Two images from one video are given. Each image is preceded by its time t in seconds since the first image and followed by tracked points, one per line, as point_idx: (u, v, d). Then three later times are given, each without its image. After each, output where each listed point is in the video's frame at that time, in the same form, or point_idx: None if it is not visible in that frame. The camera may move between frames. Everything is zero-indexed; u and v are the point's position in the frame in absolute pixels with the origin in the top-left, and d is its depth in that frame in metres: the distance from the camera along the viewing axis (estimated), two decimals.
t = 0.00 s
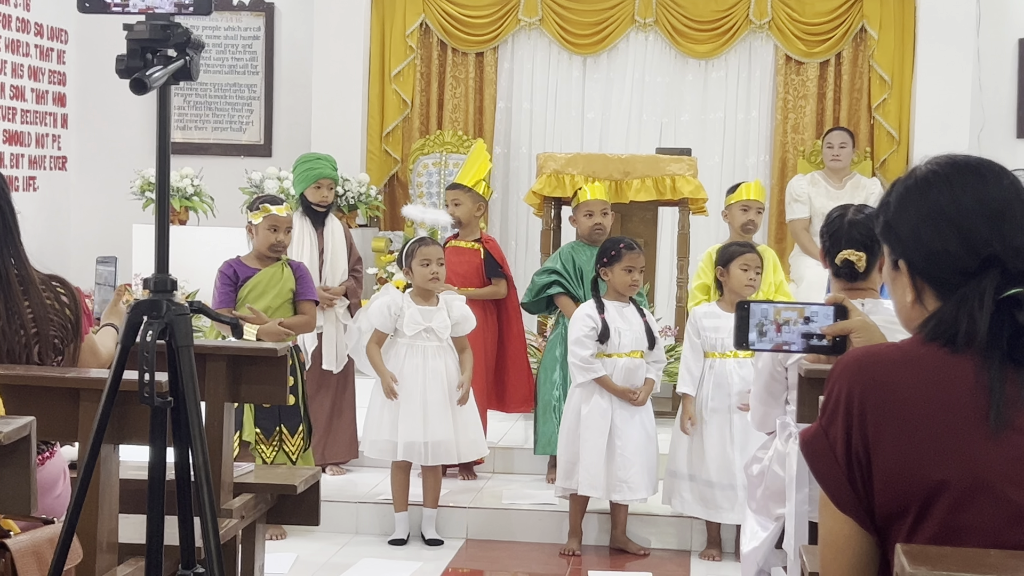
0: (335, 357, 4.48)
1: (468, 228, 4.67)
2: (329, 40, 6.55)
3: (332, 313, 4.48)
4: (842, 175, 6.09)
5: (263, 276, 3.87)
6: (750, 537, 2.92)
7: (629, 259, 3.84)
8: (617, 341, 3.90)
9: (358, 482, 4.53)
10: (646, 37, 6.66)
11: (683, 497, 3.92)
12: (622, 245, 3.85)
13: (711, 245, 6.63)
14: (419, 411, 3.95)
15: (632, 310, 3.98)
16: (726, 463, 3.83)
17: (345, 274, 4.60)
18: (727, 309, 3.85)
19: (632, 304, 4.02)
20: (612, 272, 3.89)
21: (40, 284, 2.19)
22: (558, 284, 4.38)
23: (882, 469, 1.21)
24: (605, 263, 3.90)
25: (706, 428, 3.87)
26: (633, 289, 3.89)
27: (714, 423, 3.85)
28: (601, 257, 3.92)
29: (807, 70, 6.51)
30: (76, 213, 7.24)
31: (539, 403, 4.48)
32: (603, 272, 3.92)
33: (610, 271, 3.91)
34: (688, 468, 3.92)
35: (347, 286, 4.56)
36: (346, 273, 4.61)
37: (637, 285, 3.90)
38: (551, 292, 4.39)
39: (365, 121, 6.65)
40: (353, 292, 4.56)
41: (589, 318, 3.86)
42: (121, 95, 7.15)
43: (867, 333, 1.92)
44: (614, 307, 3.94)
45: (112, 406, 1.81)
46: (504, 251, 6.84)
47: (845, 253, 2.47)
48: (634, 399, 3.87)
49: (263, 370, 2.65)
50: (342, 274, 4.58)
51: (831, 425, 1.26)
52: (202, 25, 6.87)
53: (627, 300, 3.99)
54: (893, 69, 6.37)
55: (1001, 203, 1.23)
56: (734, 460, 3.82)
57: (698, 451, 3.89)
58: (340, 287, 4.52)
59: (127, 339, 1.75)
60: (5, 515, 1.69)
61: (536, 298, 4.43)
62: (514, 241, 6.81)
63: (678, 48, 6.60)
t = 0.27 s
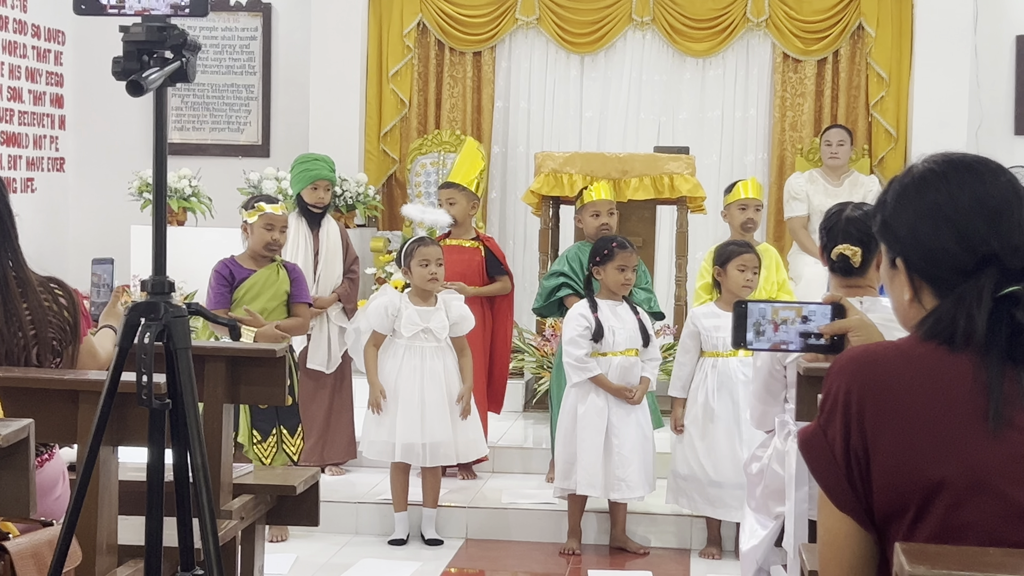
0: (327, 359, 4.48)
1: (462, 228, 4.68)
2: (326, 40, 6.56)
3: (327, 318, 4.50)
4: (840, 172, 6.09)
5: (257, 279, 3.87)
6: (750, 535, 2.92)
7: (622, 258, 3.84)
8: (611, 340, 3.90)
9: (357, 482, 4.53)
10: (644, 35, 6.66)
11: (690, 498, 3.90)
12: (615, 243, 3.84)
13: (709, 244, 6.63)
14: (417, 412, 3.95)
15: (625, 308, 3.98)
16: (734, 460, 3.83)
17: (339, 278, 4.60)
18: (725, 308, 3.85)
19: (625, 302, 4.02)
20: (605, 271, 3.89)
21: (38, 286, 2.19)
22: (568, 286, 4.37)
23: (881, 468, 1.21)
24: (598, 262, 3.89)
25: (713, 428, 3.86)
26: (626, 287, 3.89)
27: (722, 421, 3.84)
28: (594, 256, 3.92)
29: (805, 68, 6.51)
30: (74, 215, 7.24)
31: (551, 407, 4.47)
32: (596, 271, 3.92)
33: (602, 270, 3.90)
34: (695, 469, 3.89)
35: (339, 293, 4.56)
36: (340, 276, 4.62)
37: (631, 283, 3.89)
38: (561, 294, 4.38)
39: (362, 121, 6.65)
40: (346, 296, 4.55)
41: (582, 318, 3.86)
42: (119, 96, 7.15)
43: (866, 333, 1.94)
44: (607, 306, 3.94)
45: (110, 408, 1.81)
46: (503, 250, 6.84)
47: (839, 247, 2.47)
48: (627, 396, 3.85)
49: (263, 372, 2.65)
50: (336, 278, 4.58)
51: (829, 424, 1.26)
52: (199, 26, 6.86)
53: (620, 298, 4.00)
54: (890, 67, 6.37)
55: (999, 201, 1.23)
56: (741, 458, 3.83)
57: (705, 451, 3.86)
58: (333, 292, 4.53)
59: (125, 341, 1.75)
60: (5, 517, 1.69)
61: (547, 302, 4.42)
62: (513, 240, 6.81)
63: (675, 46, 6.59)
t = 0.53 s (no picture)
0: (324, 360, 4.48)
1: (458, 227, 4.68)
2: (323, 40, 6.55)
3: (325, 320, 4.50)
4: (837, 170, 6.09)
5: (260, 278, 3.87)
6: (749, 534, 2.92)
7: (615, 257, 3.84)
8: (605, 339, 3.90)
9: (356, 482, 4.53)
10: (640, 34, 6.66)
11: (692, 495, 3.91)
12: (606, 242, 3.84)
13: (707, 242, 6.63)
14: (414, 412, 3.95)
15: (618, 307, 3.98)
16: (736, 457, 3.84)
17: (335, 278, 4.60)
18: (722, 307, 3.84)
19: (617, 300, 4.02)
20: (597, 270, 3.89)
21: (35, 289, 2.18)
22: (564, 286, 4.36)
23: (879, 466, 1.21)
24: (590, 261, 3.90)
25: (715, 426, 3.86)
26: (618, 286, 3.89)
27: (724, 418, 3.85)
28: (586, 255, 3.92)
29: (802, 65, 6.51)
30: (71, 216, 7.23)
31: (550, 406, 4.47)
32: (588, 270, 3.92)
33: (595, 270, 3.91)
34: (697, 468, 3.90)
35: (334, 297, 4.55)
36: (337, 276, 4.61)
37: (623, 282, 3.89)
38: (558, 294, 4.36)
39: (359, 120, 6.65)
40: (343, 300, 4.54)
41: (575, 317, 3.87)
42: (115, 97, 7.14)
43: (863, 331, 1.92)
44: (599, 304, 3.95)
45: (107, 410, 1.81)
46: (500, 249, 6.84)
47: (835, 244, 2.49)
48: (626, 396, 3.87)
49: (261, 373, 2.64)
50: (333, 279, 4.58)
51: (827, 422, 1.26)
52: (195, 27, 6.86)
53: (612, 298, 4.00)
54: (887, 64, 6.37)
55: (995, 198, 1.23)
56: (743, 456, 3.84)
57: (707, 450, 3.87)
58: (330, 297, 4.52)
59: (121, 344, 1.75)
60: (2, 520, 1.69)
61: (545, 303, 4.40)
62: (510, 239, 6.81)
63: (672, 45, 6.59)
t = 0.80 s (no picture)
0: (323, 360, 4.50)
1: (454, 227, 4.66)
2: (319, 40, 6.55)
3: (324, 321, 4.50)
4: (834, 167, 6.10)
5: (258, 278, 3.86)
6: (748, 532, 2.93)
7: (611, 256, 3.84)
8: (605, 337, 3.91)
9: (354, 481, 4.53)
10: (636, 32, 6.66)
11: (696, 496, 3.90)
12: (604, 241, 3.84)
13: (704, 240, 6.63)
14: (411, 412, 3.96)
15: (615, 304, 3.98)
16: (736, 454, 3.84)
17: (333, 277, 4.58)
18: (719, 305, 3.84)
19: (615, 298, 4.02)
20: (594, 270, 3.89)
21: (32, 290, 2.20)
22: (552, 285, 4.38)
23: (876, 465, 1.21)
24: (587, 261, 3.89)
25: (715, 425, 3.87)
26: (616, 284, 3.89)
27: (724, 416, 3.85)
28: (583, 254, 3.91)
29: (798, 63, 6.51)
30: (68, 217, 7.23)
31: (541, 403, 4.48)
32: (585, 270, 3.92)
33: (591, 269, 3.90)
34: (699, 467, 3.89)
35: (334, 297, 4.53)
36: (335, 276, 4.59)
37: (620, 280, 3.89)
38: (546, 292, 4.38)
39: (356, 120, 6.65)
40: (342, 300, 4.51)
41: (573, 317, 3.85)
42: (111, 97, 7.13)
43: (859, 330, 1.94)
44: (597, 303, 3.94)
45: (105, 411, 1.81)
46: (497, 249, 6.83)
47: (832, 241, 2.48)
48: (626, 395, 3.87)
49: (258, 373, 2.64)
50: (331, 278, 4.56)
51: (824, 420, 1.26)
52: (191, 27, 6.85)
53: (609, 295, 4.00)
54: (883, 61, 6.38)
55: (991, 195, 1.23)
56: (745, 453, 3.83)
57: (708, 448, 3.87)
58: (328, 297, 4.50)
59: (119, 345, 1.75)
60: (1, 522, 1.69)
61: (533, 301, 4.43)
62: (507, 238, 6.81)
63: (668, 43, 6.59)
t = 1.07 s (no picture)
0: (320, 360, 4.50)
1: (450, 227, 4.66)
2: (316, 40, 6.55)
3: (322, 320, 4.50)
4: (831, 165, 6.10)
5: (255, 279, 3.86)
6: (745, 530, 2.93)
7: (617, 254, 3.84)
8: (610, 336, 3.90)
9: (352, 481, 4.53)
10: (633, 31, 6.66)
11: (691, 496, 3.89)
12: (610, 240, 3.82)
13: (701, 239, 6.63)
14: (410, 412, 3.95)
15: (620, 303, 3.98)
16: (734, 454, 3.85)
17: (331, 277, 4.57)
18: (716, 304, 3.85)
19: (619, 297, 4.00)
20: (600, 268, 3.87)
21: (29, 292, 2.19)
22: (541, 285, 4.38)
23: (874, 463, 1.21)
24: (593, 259, 3.88)
25: (712, 424, 3.87)
26: (621, 283, 3.90)
27: (720, 416, 3.86)
28: (589, 254, 3.89)
29: (794, 62, 6.51)
30: (65, 218, 7.22)
31: (529, 401, 4.47)
32: (591, 269, 3.90)
33: (598, 268, 3.88)
34: (695, 467, 3.89)
35: (331, 297, 4.53)
36: (333, 275, 4.59)
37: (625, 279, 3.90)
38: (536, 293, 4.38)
39: (352, 120, 6.64)
40: (340, 301, 4.51)
41: (581, 314, 3.84)
42: (107, 98, 7.12)
43: (856, 327, 1.92)
44: (604, 301, 3.93)
45: (102, 412, 1.80)
46: (495, 248, 6.84)
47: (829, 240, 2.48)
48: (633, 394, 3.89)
49: (254, 373, 2.63)
50: (329, 277, 4.55)
51: (821, 419, 1.26)
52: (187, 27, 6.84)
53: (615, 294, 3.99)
54: (880, 59, 6.38)
55: (986, 193, 1.23)
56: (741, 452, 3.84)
57: (704, 448, 3.87)
58: (327, 297, 4.51)
59: (115, 345, 1.75)
60: None
61: (523, 301, 4.44)
62: (504, 238, 6.81)
63: (664, 42, 6.59)
